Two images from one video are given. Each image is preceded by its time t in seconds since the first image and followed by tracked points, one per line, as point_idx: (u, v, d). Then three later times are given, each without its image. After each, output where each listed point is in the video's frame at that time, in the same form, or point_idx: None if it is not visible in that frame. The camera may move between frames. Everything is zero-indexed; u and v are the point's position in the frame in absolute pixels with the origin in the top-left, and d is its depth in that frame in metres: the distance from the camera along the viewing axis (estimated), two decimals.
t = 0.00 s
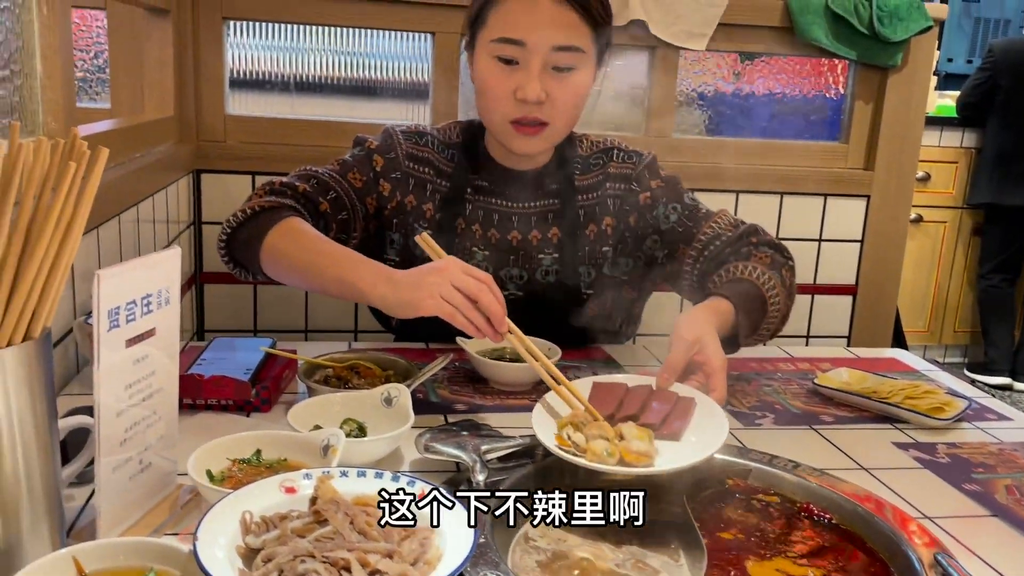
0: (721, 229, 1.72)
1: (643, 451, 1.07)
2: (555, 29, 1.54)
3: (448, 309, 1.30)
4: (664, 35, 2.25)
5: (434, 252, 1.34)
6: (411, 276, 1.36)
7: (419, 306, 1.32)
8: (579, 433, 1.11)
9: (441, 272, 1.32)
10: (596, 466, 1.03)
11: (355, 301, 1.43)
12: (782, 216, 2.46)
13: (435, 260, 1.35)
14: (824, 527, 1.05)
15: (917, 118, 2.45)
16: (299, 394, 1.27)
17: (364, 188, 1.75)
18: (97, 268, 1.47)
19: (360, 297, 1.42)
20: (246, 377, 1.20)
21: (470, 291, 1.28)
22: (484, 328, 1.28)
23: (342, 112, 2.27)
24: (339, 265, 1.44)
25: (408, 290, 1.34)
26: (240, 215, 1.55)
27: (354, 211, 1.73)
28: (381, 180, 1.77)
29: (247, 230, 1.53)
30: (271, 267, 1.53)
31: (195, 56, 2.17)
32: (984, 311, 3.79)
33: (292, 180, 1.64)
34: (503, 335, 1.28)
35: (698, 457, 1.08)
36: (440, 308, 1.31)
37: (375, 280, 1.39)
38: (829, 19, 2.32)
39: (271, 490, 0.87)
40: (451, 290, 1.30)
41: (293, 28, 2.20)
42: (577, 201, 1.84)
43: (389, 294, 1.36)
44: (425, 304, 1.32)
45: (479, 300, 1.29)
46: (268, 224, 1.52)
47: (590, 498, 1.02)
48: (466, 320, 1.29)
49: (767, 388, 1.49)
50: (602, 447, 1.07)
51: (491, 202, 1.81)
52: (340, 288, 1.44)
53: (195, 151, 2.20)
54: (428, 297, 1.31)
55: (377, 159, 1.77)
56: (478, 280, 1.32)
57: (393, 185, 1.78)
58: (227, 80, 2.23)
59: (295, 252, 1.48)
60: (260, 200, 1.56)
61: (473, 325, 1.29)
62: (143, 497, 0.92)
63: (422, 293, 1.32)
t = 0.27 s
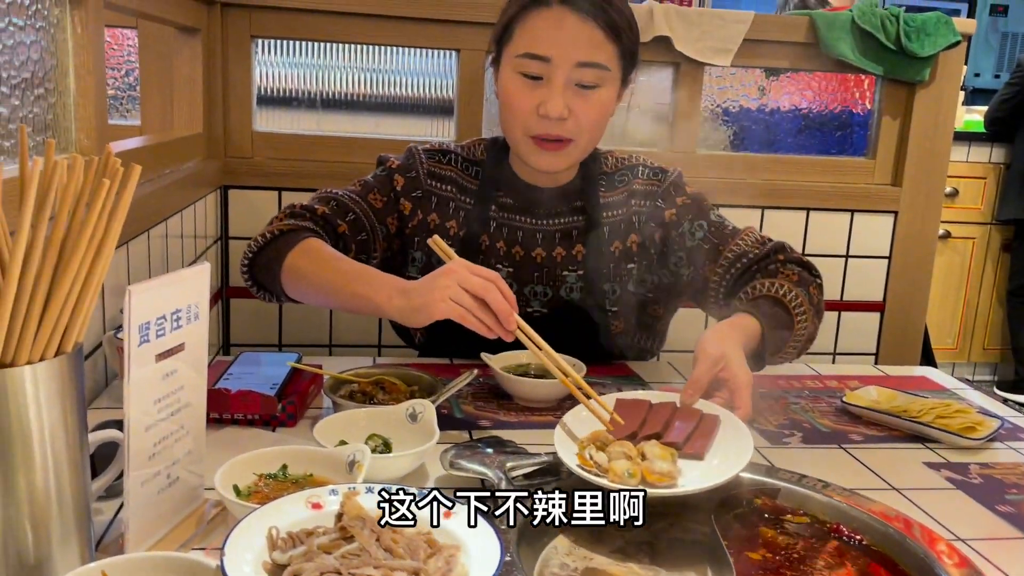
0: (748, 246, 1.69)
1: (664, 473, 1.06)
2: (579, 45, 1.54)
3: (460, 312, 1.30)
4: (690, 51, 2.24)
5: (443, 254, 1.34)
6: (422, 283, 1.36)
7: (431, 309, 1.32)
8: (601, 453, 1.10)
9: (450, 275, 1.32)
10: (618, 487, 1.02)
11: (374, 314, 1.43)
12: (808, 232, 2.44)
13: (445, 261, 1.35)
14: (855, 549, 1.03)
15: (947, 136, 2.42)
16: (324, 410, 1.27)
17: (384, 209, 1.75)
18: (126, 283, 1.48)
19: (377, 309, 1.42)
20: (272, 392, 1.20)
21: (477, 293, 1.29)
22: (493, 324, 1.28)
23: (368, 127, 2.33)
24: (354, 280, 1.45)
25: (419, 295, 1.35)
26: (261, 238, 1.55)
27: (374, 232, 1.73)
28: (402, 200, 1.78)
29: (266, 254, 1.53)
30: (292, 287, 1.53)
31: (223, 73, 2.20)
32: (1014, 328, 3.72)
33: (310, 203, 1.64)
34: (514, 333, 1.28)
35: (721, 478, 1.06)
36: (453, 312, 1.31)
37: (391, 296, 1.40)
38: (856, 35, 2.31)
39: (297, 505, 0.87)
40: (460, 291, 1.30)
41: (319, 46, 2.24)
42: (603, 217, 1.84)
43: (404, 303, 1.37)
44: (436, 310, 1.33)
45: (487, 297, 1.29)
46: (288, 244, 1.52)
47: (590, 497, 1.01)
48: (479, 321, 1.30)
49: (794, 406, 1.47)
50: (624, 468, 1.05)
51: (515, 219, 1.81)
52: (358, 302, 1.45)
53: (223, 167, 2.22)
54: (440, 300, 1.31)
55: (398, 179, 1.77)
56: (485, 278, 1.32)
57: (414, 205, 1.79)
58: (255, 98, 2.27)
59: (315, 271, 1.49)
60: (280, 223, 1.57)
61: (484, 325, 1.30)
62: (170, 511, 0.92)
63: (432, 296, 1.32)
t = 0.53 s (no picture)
0: (768, 256, 1.69)
1: (676, 487, 1.04)
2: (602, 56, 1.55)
3: (478, 325, 1.30)
4: (710, 62, 2.24)
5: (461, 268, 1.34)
6: (440, 295, 1.36)
7: (449, 323, 1.32)
8: (614, 466, 1.09)
9: (468, 287, 1.32)
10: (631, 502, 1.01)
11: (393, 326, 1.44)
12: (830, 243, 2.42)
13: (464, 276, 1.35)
14: (881, 562, 1.01)
15: (969, 146, 2.40)
16: (344, 419, 1.28)
17: (404, 220, 1.76)
18: (150, 292, 1.50)
19: (395, 320, 1.42)
20: (293, 401, 1.21)
21: (496, 303, 1.29)
22: (514, 337, 1.28)
23: (386, 139, 2.35)
24: (375, 291, 1.45)
25: (436, 308, 1.34)
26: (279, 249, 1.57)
27: (393, 242, 1.73)
28: (421, 211, 1.78)
29: (288, 262, 1.55)
30: (311, 299, 1.54)
31: (246, 85, 2.23)
32: None
33: (331, 214, 1.65)
34: (533, 342, 1.27)
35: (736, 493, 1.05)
36: (471, 324, 1.31)
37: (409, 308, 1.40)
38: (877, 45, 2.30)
39: (319, 514, 0.88)
40: (477, 304, 1.30)
41: (339, 57, 2.27)
42: (623, 228, 1.84)
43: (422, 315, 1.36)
44: (455, 321, 1.32)
45: (505, 309, 1.28)
46: (308, 255, 1.54)
47: (591, 497, 1.00)
48: (497, 334, 1.29)
49: (818, 418, 1.45)
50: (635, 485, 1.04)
51: (534, 230, 1.82)
52: (377, 314, 1.45)
53: (245, 179, 2.25)
54: (457, 313, 1.31)
55: (417, 190, 1.78)
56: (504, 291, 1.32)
57: (434, 216, 1.79)
58: (277, 109, 2.30)
59: (334, 283, 1.49)
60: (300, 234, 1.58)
61: (504, 336, 1.29)
62: (193, 519, 0.93)
63: (449, 310, 1.32)
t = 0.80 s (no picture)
0: (785, 260, 1.67)
1: (684, 493, 1.03)
2: (620, 65, 1.54)
3: (510, 334, 1.31)
4: (725, 68, 2.24)
5: (490, 278, 1.35)
6: (470, 305, 1.36)
7: (480, 333, 1.32)
8: (623, 470, 1.08)
9: (498, 298, 1.32)
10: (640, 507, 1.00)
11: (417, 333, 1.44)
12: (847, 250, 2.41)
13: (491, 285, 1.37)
14: (900, 571, 1.00)
15: (986, 152, 2.38)
16: (360, 425, 1.28)
17: (423, 226, 1.75)
18: (168, 298, 1.51)
19: (425, 330, 1.42)
20: (310, 407, 1.21)
21: (529, 314, 1.29)
22: (547, 346, 1.28)
23: (401, 147, 2.35)
24: (402, 301, 1.45)
25: (466, 317, 1.34)
26: (302, 253, 1.55)
27: (414, 248, 1.72)
28: (440, 217, 1.77)
29: (309, 269, 1.54)
30: (333, 304, 1.54)
31: (262, 93, 2.25)
32: None
33: (352, 219, 1.64)
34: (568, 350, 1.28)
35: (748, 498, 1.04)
36: (501, 333, 1.31)
37: (438, 318, 1.39)
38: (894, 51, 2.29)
39: (335, 519, 0.88)
40: (511, 314, 1.30)
41: (354, 66, 2.27)
42: (637, 235, 1.84)
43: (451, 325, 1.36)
44: (487, 332, 1.32)
45: (539, 319, 1.28)
46: (331, 260, 1.53)
47: (590, 497, 0.99)
48: (530, 345, 1.30)
49: (835, 425, 1.44)
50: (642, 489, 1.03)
51: (549, 237, 1.82)
52: (401, 321, 1.45)
53: (261, 186, 2.26)
54: (489, 323, 1.31)
55: (436, 197, 1.77)
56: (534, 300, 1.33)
57: (452, 222, 1.78)
58: (293, 117, 2.31)
59: (357, 289, 1.49)
60: (323, 238, 1.57)
61: (538, 346, 1.29)
62: (210, 523, 0.93)
63: (481, 320, 1.32)
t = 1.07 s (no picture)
0: (794, 262, 1.67)
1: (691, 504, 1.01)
2: (630, 71, 1.53)
3: (532, 361, 1.25)
4: (735, 72, 2.23)
5: (515, 300, 1.29)
6: (494, 325, 1.31)
7: (502, 356, 1.27)
8: (633, 478, 1.06)
9: (523, 321, 1.27)
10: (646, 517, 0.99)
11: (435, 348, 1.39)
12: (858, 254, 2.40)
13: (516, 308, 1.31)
14: None
15: (999, 155, 2.36)
16: (368, 428, 1.28)
17: (438, 228, 1.75)
18: (177, 301, 1.52)
19: (442, 344, 1.37)
20: (318, 410, 1.21)
21: (554, 343, 1.23)
22: (570, 376, 1.23)
23: (411, 151, 2.37)
24: (422, 313, 1.41)
25: (487, 338, 1.29)
26: (321, 254, 1.54)
27: (430, 251, 1.73)
28: (454, 220, 1.78)
29: (327, 270, 1.52)
30: (348, 310, 1.51)
31: (273, 98, 2.25)
32: None
33: (370, 222, 1.64)
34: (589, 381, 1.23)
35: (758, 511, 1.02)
36: (523, 358, 1.26)
37: (458, 335, 1.35)
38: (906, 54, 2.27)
39: (342, 521, 0.87)
40: (534, 340, 1.25)
41: (365, 71, 2.30)
42: (647, 238, 1.83)
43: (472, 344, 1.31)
44: (508, 356, 1.27)
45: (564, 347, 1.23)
46: (349, 267, 1.51)
47: (589, 497, 0.99)
48: (553, 372, 1.24)
49: (846, 430, 1.43)
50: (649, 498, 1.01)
51: (559, 242, 1.81)
52: (418, 334, 1.40)
53: (272, 191, 2.27)
54: (511, 347, 1.26)
55: (450, 200, 1.78)
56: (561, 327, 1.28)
57: (466, 226, 1.79)
58: (303, 122, 2.32)
59: (374, 297, 1.46)
60: (342, 241, 1.56)
61: (558, 374, 1.24)
62: (218, 525, 0.93)
63: (503, 343, 1.27)
